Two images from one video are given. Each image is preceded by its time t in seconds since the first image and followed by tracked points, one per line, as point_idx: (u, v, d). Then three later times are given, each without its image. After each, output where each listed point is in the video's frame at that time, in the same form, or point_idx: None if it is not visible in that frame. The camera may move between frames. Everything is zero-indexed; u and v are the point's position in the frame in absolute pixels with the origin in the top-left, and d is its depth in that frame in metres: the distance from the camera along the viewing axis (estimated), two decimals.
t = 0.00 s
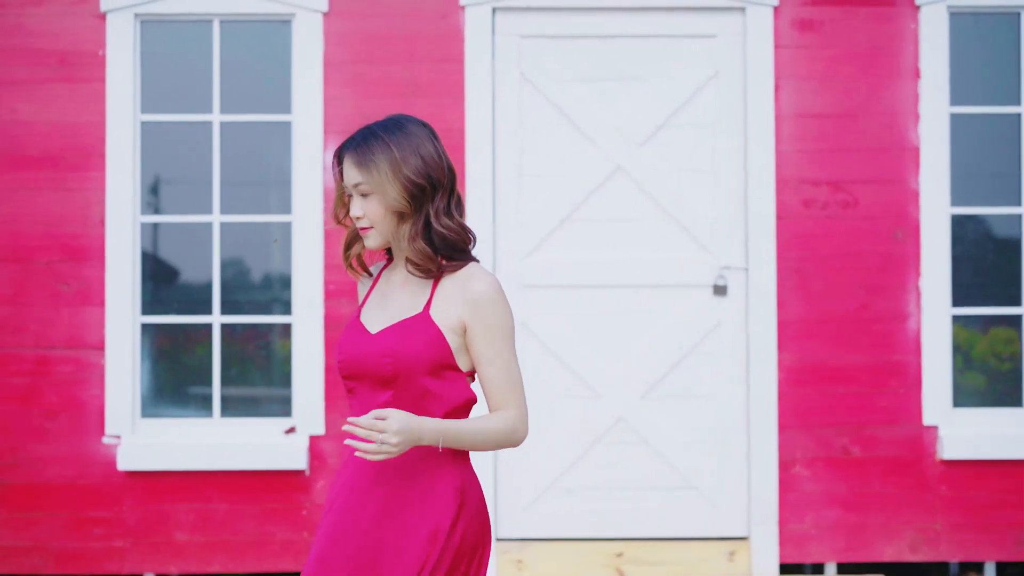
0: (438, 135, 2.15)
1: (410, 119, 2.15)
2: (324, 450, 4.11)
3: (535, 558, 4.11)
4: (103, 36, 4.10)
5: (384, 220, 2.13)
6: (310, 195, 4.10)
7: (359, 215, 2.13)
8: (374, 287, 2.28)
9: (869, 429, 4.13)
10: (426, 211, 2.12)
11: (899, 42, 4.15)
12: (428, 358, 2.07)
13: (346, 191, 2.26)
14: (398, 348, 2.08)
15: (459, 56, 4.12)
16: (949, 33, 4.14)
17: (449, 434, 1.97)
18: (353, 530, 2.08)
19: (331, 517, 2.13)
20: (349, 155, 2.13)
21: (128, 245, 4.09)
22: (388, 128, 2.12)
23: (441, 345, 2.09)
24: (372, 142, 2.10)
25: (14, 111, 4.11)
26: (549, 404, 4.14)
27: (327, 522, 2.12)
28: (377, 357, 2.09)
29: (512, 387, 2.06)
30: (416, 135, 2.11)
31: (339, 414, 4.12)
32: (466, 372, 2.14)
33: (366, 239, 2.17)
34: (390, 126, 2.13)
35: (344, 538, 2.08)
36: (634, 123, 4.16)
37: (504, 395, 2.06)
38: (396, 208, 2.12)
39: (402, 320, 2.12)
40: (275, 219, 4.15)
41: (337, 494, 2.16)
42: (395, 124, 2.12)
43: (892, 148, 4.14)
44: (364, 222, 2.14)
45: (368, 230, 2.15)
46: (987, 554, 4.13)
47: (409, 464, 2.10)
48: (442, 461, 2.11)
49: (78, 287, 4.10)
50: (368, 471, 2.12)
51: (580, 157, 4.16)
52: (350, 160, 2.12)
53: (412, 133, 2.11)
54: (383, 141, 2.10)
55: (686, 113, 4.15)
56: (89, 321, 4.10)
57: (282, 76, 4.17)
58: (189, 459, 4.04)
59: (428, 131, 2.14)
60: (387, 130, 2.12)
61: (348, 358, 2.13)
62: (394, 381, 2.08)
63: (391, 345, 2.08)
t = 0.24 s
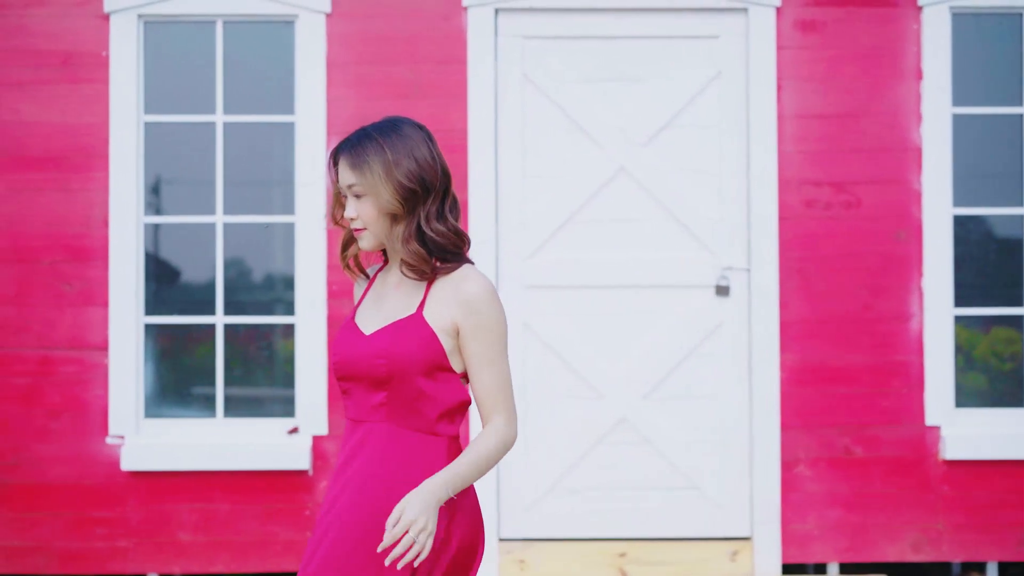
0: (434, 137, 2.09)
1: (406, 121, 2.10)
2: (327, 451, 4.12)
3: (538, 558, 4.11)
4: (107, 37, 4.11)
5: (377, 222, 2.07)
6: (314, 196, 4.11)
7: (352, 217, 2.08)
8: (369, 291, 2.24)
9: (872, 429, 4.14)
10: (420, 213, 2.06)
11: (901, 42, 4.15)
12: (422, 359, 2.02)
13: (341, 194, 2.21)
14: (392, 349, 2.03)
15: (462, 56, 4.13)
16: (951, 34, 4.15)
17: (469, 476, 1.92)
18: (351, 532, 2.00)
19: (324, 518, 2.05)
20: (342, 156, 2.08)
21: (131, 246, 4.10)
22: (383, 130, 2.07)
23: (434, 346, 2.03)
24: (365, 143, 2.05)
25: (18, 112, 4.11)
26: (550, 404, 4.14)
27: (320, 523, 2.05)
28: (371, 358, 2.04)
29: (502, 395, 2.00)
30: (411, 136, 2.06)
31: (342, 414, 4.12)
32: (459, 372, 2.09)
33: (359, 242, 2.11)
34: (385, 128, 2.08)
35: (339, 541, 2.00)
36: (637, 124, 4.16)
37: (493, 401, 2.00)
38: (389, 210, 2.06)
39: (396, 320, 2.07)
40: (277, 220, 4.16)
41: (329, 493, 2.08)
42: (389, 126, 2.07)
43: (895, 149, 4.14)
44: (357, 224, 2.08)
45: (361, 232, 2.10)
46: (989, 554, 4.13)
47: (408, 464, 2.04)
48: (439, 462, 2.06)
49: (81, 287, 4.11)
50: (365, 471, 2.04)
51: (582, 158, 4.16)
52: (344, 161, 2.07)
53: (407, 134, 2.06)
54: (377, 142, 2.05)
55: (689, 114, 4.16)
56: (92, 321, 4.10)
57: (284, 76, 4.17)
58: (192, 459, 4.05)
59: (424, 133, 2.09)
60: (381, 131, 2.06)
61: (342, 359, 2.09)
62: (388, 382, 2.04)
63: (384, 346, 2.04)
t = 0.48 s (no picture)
0: (428, 142, 2.05)
1: (401, 125, 2.05)
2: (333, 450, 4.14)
3: (543, 557, 4.14)
4: (114, 38, 4.13)
5: (370, 227, 2.04)
6: (320, 196, 4.13)
7: (345, 221, 2.05)
8: (365, 297, 2.24)
9: (875, 429, 4.16)
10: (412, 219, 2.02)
11: (904, 44, 4.17)
12: (413, 363, 2.00)
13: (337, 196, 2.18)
14: (384, 354, 2.02)
15: (467, 58, 4.15)
16: (954, 35, 4.17)
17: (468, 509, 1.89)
18: (343, 539, 2.01)
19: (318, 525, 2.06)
20: (335, 160, 2.04)
21: (138, 247, 4.12)
22: (376, 134, 2.02)
23: (424, 351, 2.01)
24: (358, 147, 2.01)
25: (26, 113, 4.14)
26: (553, 403, 4.17)
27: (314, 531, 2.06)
28: (363, 362, 2.03)
29: (492, 401, 1.94)
30: (404, 141, 2.01)
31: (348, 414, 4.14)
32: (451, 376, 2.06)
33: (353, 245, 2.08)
34: (378, 132, 2.03)
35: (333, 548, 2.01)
36: (641, 125, 4.18)
37: (482, 407, 1.94)
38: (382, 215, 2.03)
39: (389, 324, 2.06)
40: (283, 221, 4.18)
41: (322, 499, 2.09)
42: (383, 130, 2.03)
43: (898, 150, 4.16)
44: (351, 228, 2.05)
45: (354, 237, 2.06)
46: (992, 553, 4.15)
47: (398, 469, 2.03)
48: (431, 466, 2.06)
49: (89, 288, 4.13)
50: (356, 477, 2.04)
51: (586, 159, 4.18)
52: (337, 165, 2.03)
53: (400, 139, 2.02)
54: (370, 147, 2.01)
55: (693, 115, 4.18)
56: (100, 321, 4.13)
57: (291, 78, 4.19)
58: (199, 458, 4.08)
59: (418, 137, 2.04)
60: (374, 135, 2.02)
61: (335, 361, 2.09)
62: (380, 386, 2.03)
63: (376, 350, 2.03)
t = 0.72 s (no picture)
0: (420, 145, 2.04)
1: (394, 127, 2.05)
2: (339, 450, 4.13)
3: (550, 558, 4.13)
4: (120, 38, 4.12)
5: (359, 229, 2.05)
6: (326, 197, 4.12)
7: (336, 223, 2.07)
8: (358, 299, 2.26)
9: (883, 429, 4.15)
10: (400, 222, 2.01)
11: (912, 43, 4.16)
12: (401, 367, 2.00)
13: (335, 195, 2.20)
14: (372, 358, 2.02)
15: (474, 57, 4.14)
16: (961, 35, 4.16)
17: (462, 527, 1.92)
18: (333, 547, 2.00)
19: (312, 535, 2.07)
20: (327, 163, 2.05)
21: (145, 248, 4.11)
22: (367, 137, 2.02)
23: (414, 355, 2.01)
24: (349, 150, 2.02)
25: (32, 113, 4.13)
26: (559, 404, 4.16)
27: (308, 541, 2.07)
28: (352, 365, 2.04)
29: (481, 406, 1.95)
30: (395, 144, 2.01)
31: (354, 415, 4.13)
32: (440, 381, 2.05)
33: (346, 246, 2.10)
34: (370, 135, 2.03)
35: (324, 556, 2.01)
36: (648, 125, 4.17)
37: (472, 411, 1.95)
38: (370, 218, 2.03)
39: (380, 327, 2.07)
40: (288, 221, 4.18)
41: (317, 510, 2.10)
42: (374, 133, 2.03)
43: (905, 150, 4.15)
44: (342, 230, 2.07)
45: (346, 239, 2.08)
46: (1000, 554, 4.14)
47: (386, 474, 2.03)
48: (419, 470, 2.04)
49: (95, 288, 4.12)
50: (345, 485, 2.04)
51: (592, 159, 4.17)
52: (328, 167, 2.05)
53: (391, 142, 2.01)
54: (360, 150, 2.01)
55: (700, 114, 4.17)
56: (106, 322, 4.12)
57: (297, 77, 4.18)
58: (206, 459, 4.07)
59: (409, 140, 2.03)
60: (366, 139, 2.02)
61: (326, 367, 2.10)
62: (369, 390, 2.04)
63: (365, 354, 2.03)
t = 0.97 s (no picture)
0: (411, 148, 2.04)
1: (386, 130, 2.06)
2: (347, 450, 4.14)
3: (558, 558, 4.14)
4: (129, 39, 4.14)
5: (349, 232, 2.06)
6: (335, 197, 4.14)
7: (327, 225, 2.08)
8: (348, 304, 2.28)
9: (890, 429, 4.15)
10: (389, 226, 2.02)
11: (919, 44, 4.17)
12: (388, 373, 2.02)
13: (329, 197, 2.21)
14: (359, 364, 2.04)
15: (482, 58, 4.15)
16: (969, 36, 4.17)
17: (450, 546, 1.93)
18: (319, 550, 2.04)
19: (301, 533, 2.11)
20: (318, 165, 2.06)
21: (154, 248, 4.12)
22: (358, 140, 2.03)
23: (401, 361, 2.03)
24: (339, 153, 2.03)
25: (41, 114, 4.14)
26: (566, 404, 4.17)
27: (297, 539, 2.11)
28: (340, 371, 2.06)
29: (465, 415, 1.96)
30: (385, 147, 2.01)
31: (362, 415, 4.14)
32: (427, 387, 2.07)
33: (337, 249, 2.12)
34: (362, 137, 2.04)
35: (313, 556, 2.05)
36: (656, 125, 4.18)
37: (455, 420, 1.95)
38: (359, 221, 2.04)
39: (369, 333, 2.08)
40: (296, 221, 4.19)
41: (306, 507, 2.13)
42: (365, 136, 2.03)
43: (913, 150, 4.16)
44: (333, 232, 2.08)
45: (337, 241, 2.10)
46: (1007, 554, 4.15)
47: (372, 480, 2.04)
48: (406, 475, 2.06)
49: (104, 288, 4.14)
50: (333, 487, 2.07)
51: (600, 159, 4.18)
52: (319, 170, 2.06)
53: (381, 145, 2.02)
54: (350, 153, 2.02)
55: (708, 115, 4.18)
56: (115, 322, 4.14)
57: (305, 78, 4.20)
58: (215, 458, 4.08)
59: (400, 143, 2.04)
60: (357, 141, 2.03)
61: (315, 373, 2.11)
62: (356, 397, 2.05)
63: (353, 361, 2.05)
